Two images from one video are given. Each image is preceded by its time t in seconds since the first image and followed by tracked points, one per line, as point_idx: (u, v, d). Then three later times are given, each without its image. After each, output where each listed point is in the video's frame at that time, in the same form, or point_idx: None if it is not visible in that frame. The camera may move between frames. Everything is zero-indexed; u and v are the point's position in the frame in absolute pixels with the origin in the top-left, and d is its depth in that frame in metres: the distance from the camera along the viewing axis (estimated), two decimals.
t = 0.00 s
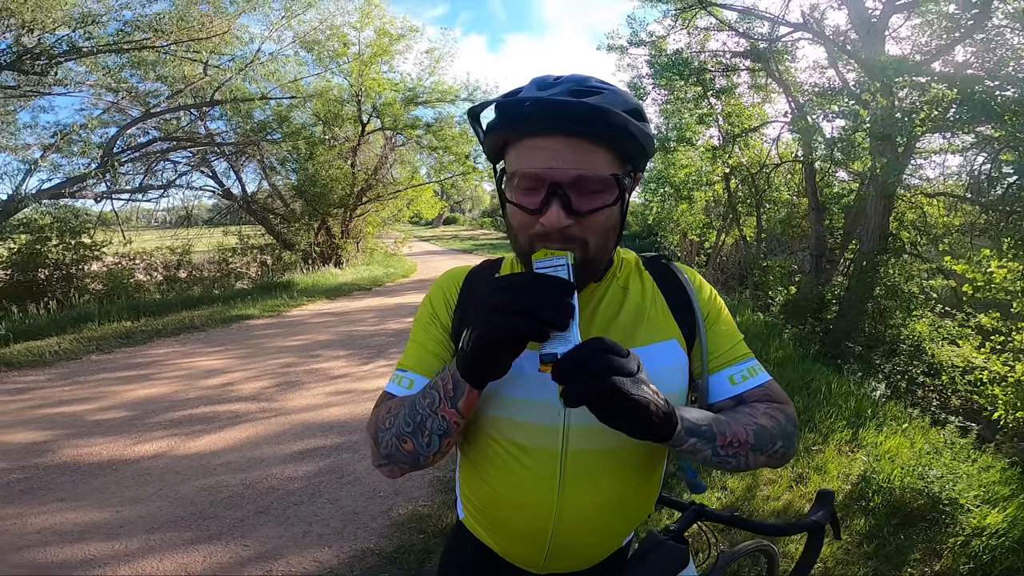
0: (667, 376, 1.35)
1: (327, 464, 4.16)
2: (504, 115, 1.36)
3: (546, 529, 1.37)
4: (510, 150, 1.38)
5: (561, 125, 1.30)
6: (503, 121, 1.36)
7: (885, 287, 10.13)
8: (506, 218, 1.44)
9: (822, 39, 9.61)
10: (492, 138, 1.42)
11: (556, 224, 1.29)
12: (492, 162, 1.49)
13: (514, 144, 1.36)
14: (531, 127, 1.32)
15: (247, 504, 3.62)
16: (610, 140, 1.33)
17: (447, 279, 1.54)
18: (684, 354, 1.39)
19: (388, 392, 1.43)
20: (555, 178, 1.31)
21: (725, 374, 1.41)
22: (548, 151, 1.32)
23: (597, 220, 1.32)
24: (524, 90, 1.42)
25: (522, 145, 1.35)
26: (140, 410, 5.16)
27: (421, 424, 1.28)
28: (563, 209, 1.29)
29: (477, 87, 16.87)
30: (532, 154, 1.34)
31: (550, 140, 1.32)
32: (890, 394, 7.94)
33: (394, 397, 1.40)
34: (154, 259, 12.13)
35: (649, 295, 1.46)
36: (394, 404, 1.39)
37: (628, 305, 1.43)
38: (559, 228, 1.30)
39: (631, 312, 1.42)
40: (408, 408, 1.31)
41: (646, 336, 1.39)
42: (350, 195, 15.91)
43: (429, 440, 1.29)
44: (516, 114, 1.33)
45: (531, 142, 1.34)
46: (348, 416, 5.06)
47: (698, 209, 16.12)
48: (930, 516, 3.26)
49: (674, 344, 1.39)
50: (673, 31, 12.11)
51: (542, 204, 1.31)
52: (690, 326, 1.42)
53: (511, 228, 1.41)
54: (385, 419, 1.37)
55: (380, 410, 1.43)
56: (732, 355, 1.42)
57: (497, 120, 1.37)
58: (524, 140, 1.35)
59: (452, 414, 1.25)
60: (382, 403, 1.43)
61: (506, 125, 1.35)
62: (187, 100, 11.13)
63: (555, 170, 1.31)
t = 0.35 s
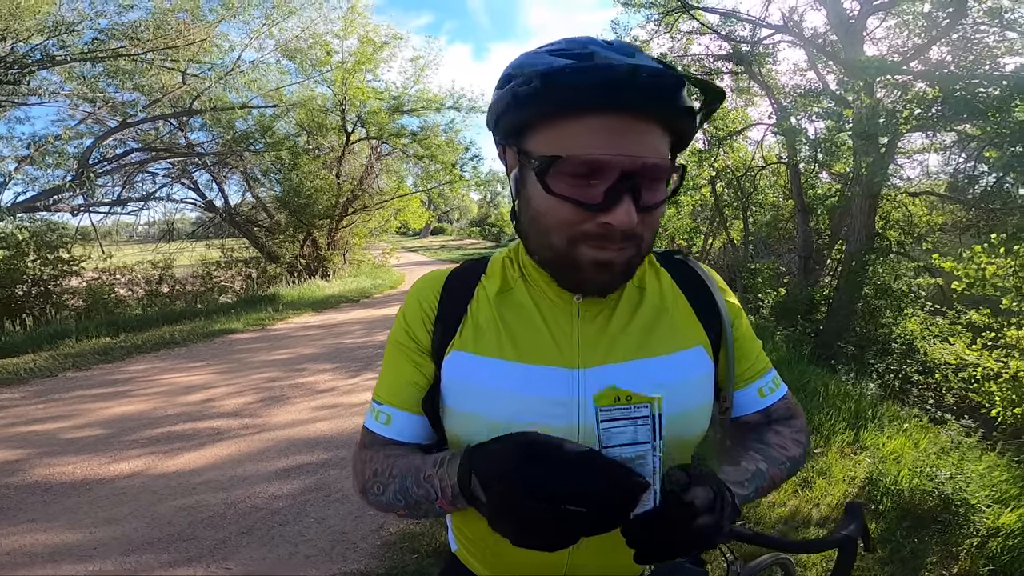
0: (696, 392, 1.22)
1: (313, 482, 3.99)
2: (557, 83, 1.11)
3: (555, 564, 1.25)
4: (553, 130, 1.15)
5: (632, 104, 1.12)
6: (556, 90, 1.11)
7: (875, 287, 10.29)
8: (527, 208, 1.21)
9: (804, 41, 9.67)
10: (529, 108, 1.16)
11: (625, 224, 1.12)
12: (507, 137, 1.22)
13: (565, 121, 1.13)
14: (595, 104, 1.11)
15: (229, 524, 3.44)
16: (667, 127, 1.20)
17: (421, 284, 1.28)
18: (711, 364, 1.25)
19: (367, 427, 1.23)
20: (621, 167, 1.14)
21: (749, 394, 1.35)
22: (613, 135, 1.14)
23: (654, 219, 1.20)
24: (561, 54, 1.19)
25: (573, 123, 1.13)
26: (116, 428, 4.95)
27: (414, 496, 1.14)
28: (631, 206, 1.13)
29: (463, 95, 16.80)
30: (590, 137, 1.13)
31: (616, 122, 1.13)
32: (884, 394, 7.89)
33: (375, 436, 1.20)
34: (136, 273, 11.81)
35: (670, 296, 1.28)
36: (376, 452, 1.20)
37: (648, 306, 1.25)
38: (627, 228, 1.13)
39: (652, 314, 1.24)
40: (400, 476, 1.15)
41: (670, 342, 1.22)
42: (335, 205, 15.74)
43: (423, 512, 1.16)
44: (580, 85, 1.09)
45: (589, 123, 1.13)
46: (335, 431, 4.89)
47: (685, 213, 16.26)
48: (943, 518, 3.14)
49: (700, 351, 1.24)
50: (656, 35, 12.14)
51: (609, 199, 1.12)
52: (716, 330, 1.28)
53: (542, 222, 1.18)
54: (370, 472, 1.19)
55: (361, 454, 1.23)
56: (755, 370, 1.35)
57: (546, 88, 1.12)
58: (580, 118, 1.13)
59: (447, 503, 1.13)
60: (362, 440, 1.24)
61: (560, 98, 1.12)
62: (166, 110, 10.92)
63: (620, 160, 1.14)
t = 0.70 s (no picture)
0: (669, 384, 1.23)
1: (281, 484, 3.90)
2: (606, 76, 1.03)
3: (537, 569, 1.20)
4: (583, 126, 1.07)
5: (668, 113, 1.09)
6: (605, 86, 1.03)
7: (836, 283, 10.59)
8: (533, 202, 1.13)
9: (774, 43, 9.85)
10: (565, 99, 1.06)
11: (643, 231, 1.10)
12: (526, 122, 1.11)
13: (598, 120, 1.07)
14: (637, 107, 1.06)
15: (192, 528, 3.34)
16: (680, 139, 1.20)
17: (377, 281, 1.18)
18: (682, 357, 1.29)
19: (327, 443, 1.12)
20: (645, 173, 1.10)
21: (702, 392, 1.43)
22: (645, 141, 1.09)
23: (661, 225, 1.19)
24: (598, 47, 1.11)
25: (605, 123, 1.07)
26: (71, 432, 4.75)
27: (401, 538, 1.08)
28: (650, 214, 1.10)
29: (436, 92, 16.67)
30: (622, 140, 1.07)
31: (649, 128, 1.09)
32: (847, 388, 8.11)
33: (342, 454, 1.10)
34: (93, 272, 11.41)
35: (644, 292, 1.30)
36: (352, 480, 1.10)
37: (625, 302, 1.26)
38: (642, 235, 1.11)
39: (628, 310, 1.25)
40: (392, 522, 1.07)
41: (649, 337, 1.23)
42: (304, 202, 15.47)
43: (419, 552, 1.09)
44: (634, 86, 1.03)
45: (624, 126, 1.07)
46: (303, 432, 4.79)
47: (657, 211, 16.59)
48: (906, 511, 3.18)
49: (673, 345, 1.27)
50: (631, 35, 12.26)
51: (634, 204, 1.08)
52: (684, 325, 1.33)
53: (556, 218, 1.10)
54: (344, 503, 1.09)
55: (326, 478, 1.13)
56: (708, 365, 1.43)
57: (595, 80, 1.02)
58: (616, 119, 1.07)
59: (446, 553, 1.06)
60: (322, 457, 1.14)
61: (604, 96, 1.04)
62: (127, 103, 10.56)
63: (645, 165, 1.10)
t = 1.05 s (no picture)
0: (630, 378, 1.27)
1: (252, 484, 3.85)
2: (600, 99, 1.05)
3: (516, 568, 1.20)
4: (568, 142, 1.09)
5: (647, 139, 1.12)
6: (596, 108, 1.05)
7: (803, 282, 10.99)
8: (512, 208, 1.14)
9: (749, 46, 10.02)
10: (555, 115, 1.07)
11: (613, 245, 1.14)
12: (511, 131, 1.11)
13: (583, 139, 1.09)
14: (620, 129, 1.08)
15: (161, 529, 3.28)
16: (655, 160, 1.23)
17: (346, 281, 1.17)
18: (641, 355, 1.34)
19: (304, 452, 1.09)
20: (621, 188, 1.12)
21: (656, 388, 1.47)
22: (623, 161, 1.12)
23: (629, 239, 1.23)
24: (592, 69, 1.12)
25: (589, 142, 1.09)
26: (32, 433, 4.62)
27: (403, 564, 1.04)
28: (621, 229, 1.14)
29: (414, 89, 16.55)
30: (602, 159, 1.10)
31: (627, 152, 1.12)
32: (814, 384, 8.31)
33: (326, 462, 1.08)
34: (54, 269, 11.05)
35: (605, 294, 1.35)
36: (343, 497, 1.06)
37: (588, 302, 1.30)
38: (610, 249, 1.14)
39: (590, 309, 1.29)
40: (398, 549, 1.04)
41: (611, 334, 1.27)
42: (276, 199, 15.23)
43: None
44: (623, 113, 1.05)
45: (607, 146, 1.10)
46: (276, 432, 4.73)
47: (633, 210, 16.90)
48: (869, 505, 3.33)
49: (633, 342, 1.32)
50: (610, 34, 12.35)
51: (608, 218, 1.11)
52: (641, 324, 1.38)
53: (533, 227, 1.12)
54: (336, 522, 1.06)
55: (306, 492, 1.09)
56: (658, 365, 1.49)
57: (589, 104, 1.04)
58: (600, 139, 1.09)
59: None
60: (300, 467, 1.10)
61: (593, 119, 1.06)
62: (92, 96, 10.26)
63: (621, 181, 1.12)
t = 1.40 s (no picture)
0: (625, 366, 1.29)
1: (258, 479, 3.89)
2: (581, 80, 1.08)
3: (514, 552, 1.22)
4: (557, 124, 1.11)
5: (629, 114, 1.15)
6: (578, 88, 1.07)
7: (807, 279, 10.98)
8: (509, 193, 1.16)
9: (752, 42, 9.99)
10: (541, 101, 1.10)
11: (609, 220, 1.15)
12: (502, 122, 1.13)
13: (571, 120, 1.11)
14: (604, 107, 1.11)
15: (168, 524, 3.32)
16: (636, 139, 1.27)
17: (351, 276, 1.19)
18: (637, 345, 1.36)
19: (312, 440, 1.11)
20: (611, 163, 1.15)
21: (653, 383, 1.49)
22: (606, 138, 1.14)
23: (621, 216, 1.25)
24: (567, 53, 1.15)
25: (575, 122, 1.11)
26: (40, 429, 4.66)
27: (407, 544, 1.06)
28: (616, 202, 1.16)
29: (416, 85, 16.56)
30: (590, 137, 1.13)
31: (611, 128, 1.14)
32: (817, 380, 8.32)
33: (335, 449, 1.09)
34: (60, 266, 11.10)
35: (602, 286, 1.37)
36: (349, 480, 1.09)
37: (584, 291, 1.32)
38: (607, 222, 1.16)
39: (586, 298, 1.31)
40: (401, 532, 1.06)
41: (607, 323, 1.29)
42: (280, 195, 15.30)
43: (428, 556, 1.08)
44: (603, 92, 1.08)
45: (591, 123, 1.12)
46: (281, 427, 4.77)
47: (636, 206, 16.89)
48: (870, 501, 3.36)
49: (629, 332, 1.34)
50: (612, 31, 12.34)
51: (601, 193, 1.13)
52: (638, 315, 1.40)
53: (531, 208, 1.14)
54: (343, 506, 1.07)
55: (313, 478, 1.11)
56: (656, 357, 1.51)
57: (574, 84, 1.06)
58: (586, 119, 1.12)
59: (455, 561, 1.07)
60: (308, 455, 1.12)
61: (578, 99, 1.09)
62: (96, 94, 10.30)
63: (610, 156, 1.15)
